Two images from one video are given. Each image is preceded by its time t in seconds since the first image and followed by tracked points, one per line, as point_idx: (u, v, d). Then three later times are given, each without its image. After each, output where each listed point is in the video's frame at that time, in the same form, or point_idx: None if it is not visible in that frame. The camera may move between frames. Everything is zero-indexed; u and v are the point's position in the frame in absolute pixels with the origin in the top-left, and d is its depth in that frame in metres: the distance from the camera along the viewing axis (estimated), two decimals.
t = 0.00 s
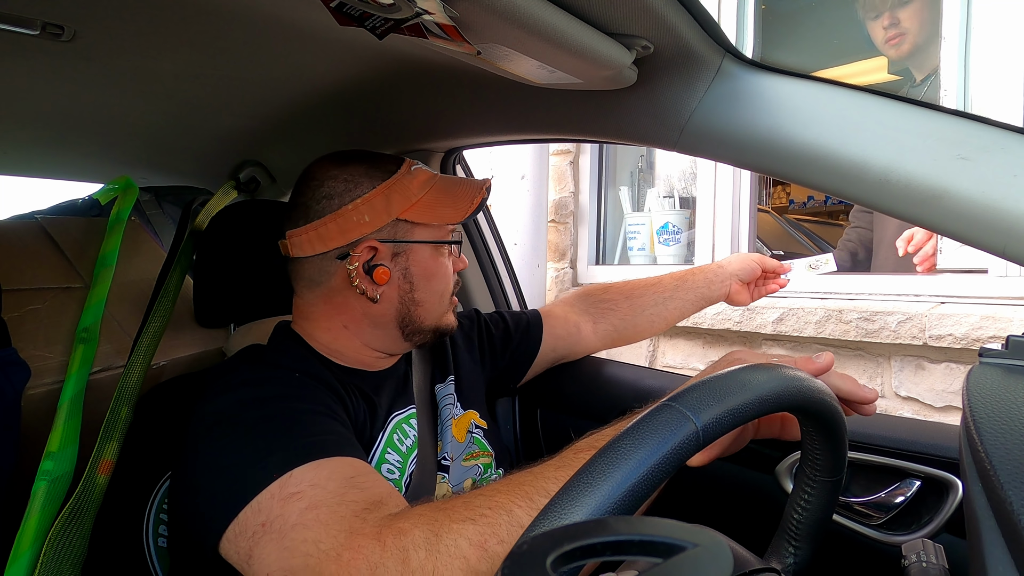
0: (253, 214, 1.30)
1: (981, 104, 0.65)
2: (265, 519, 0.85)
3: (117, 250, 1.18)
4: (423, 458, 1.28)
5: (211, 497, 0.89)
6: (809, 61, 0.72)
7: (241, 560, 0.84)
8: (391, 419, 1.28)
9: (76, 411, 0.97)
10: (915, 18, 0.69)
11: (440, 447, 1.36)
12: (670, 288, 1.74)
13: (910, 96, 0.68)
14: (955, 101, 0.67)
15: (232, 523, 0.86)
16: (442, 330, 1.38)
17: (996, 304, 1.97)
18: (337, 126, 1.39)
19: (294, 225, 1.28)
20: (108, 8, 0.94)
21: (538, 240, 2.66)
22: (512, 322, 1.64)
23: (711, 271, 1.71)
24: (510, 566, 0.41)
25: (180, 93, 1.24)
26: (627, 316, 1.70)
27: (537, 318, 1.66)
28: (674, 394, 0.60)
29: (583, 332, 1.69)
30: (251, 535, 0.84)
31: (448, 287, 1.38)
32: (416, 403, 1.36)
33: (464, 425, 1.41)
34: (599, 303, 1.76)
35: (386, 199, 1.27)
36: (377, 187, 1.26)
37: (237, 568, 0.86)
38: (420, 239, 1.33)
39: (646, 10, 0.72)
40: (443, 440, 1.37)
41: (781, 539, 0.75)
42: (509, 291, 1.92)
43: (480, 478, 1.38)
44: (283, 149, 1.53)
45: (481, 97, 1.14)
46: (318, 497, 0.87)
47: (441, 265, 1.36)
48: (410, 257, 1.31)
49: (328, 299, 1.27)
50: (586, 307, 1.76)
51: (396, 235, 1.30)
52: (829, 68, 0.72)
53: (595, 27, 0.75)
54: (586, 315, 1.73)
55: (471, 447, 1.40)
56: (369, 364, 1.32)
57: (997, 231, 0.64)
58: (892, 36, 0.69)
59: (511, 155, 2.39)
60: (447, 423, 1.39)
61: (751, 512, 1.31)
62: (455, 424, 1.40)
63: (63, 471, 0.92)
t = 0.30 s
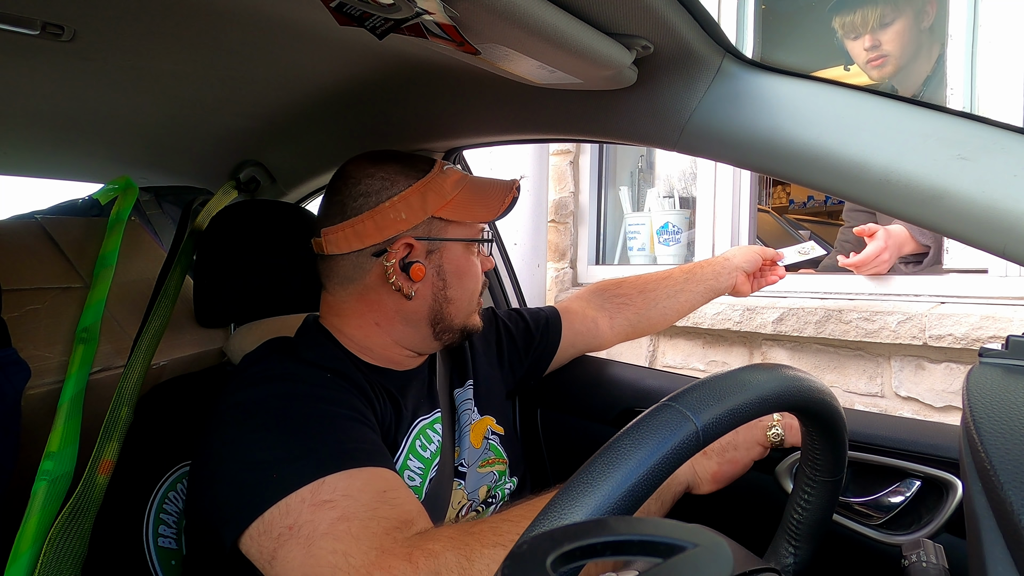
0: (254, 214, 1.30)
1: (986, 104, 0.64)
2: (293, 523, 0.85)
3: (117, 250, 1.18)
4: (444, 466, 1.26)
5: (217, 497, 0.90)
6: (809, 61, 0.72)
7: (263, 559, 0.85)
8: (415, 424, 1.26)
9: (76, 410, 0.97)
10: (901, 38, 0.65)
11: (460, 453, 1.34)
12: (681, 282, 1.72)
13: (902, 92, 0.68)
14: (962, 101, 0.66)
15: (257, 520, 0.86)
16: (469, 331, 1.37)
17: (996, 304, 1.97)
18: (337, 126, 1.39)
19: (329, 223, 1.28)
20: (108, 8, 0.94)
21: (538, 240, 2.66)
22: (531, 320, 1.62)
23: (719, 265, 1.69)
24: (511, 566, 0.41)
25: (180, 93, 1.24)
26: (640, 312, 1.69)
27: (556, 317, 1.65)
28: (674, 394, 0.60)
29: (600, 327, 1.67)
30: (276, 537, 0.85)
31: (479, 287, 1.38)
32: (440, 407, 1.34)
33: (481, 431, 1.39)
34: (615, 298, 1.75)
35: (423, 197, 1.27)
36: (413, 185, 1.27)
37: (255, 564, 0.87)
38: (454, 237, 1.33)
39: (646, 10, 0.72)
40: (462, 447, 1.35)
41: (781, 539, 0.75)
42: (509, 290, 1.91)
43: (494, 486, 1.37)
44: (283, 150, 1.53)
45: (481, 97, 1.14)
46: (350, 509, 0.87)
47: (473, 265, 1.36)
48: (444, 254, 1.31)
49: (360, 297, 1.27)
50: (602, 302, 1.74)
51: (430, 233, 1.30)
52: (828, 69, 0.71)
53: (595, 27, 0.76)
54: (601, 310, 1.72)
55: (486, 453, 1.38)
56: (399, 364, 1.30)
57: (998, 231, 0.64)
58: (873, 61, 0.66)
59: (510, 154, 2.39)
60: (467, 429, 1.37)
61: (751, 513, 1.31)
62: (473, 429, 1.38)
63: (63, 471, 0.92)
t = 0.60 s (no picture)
0: (254, 214, 1.30)
1: (986, 104, 0.64)
2: (294, 522, 0.85)
3: (117, 250, 1.18)
4: (451, 467, 1.25)
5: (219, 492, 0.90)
6: (807, 61, 0.71)
7: (260, 555, 0.85)
8: (424, 425, 1.26)
9: (76, 410, 0.97)
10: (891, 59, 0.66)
11: (467, 455, 1.34)
12: (687, 282, 1.71)
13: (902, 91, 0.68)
14: (959, 101, 0.65)
15: (258, 514, 0.86)
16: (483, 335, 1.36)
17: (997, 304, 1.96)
18: (337, 126, 1.39)
19: (351, 223, 1.29)
20: (107, 8, 0.94)
21: (538, 240, 2.66)
22: (543, 319, 1.61)
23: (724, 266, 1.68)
24: (511, 565, 0.41)
25: (180, 93, 1.24)
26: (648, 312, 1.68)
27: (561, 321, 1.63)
28: (674, 394, 0.60)
29: (606, 327, 1.67)
30: (276, 535, 0.84)
31: (495, 292, 1.37)
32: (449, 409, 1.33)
33: (487, 434, 1.38)
34: (623, 298, 1.74)
35: (443, 201, 1.27)
36: (433, 189, 1.26)
37: (250, 557, 0.87)
38: (473, 241, 1.32)
39: (646, 10, 0.72)
40: (468, 449, 1.34)
41: (781, 539, 0.74)
42: (509, 291, 1.91)
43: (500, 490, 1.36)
44: (283, 150, 1.53)
45: (480, 97, 1.14)
46: (353, 517, 0.87)
47: (490, 269, 1.36)
48: (463, 258, 1.30)
49: (377, 297, 1.26)
50: (610, 301, 1.74)
51: (449, 236, 1.29)
52: (826, 69, 0.70)
53: (595, 27, 0.76)
54: (608, 309, 1.72)
55: (493, 456, 1.37)
56: (412, 364, 1.30)
57: (997, 231, 0.64)
58: (866, 79, 0.68)
59: (510, 154, 2.38)
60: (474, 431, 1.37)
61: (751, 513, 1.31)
62: (480, 432, 1.37)
63: (64, 470, 0.92)
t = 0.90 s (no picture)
0: (253, 214, 1.30)
1: (980, 104, 0.64)
2: (253, 542, 0.85)
3: (116, 250, 1.18)
4: (433, 456, 1.23)
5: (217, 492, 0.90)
6: (806, 61, 0.72)
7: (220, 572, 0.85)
8: (400, 417, 1.25)
9: (76, 410, 0.97)
10: (889, 57, 0.66)
11: (454, 446, 1.33)
12: (672, 280, 1.67)
13: (897, 91, 0.68)
14: (954, 101, 0.65)
15: (218, 532, 0.86)
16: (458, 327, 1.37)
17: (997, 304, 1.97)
18: (336, 126, 1.39)
19: (318, 220, 1.28)
20: (107, 7, 0.94)
21: (538, 240, 2.66)
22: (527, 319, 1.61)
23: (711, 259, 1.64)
24: (510, 565, 0.41)
25: (180, 93, 1.24)
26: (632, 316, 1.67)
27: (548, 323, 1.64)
28: (674, 393, 0.60)
29: (588, 332, 1.67)
30: (235, 553, 0.84)
31: (466, 282, 1.38)
32: (428, 400, 1.32)
33: (475, 425, 1.38)
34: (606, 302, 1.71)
35: (408, 192, 1.27)
36: (398, 180, 1.26)
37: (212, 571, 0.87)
38: (440, 231, 1.32)
39: (647, 10, 0.72)
40: (456, 440, 1.34)
41: (781, 539, 0.74)
42: (509, 291, 1.91)
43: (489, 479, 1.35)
44: (283, 150, 1.53)
45: (480, 97, 1.14)
46: (312, 539, 0.87)
47: (460, 260, 1.36)
48: (431, 249, 1.31)
49: (348, 292, 1.27)
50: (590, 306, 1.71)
51: (416, 228, 1.29)
52: (826, 69, 0.71)
53: (595, 27, 0.76)
54: (591, 319, 1.69)
55: (480, 448, 1.37)
56: (388, 360, 1.30)
57: (997, 231, 0.64)
58: (862, 78, 0.68)
59: (510, 155, 2.38)
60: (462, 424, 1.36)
61: (751, 513, 1.31)
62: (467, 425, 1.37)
63: (64, 471, 0.92)
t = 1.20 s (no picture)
0: (252, 215, 1.30)
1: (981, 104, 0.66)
2: (241, 538, 0.85)
3: (117, 250, 1.18)
4: (418, 451, 1.24)
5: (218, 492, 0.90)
6: (808, 61, 0.72)
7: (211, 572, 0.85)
8: (383, 414, 1.26)
9: (76, 410, 0.97)
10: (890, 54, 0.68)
11: (441, 444, 1.33)
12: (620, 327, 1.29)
13: (901, 91, 0.69)
14: (955, 101, 0.67)
15: (205, 532, 0.86)
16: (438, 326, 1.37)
17: (997, 304, 1.96)
18: (337, 126, 1.39)
19: (291, 223, 1.28)
20: (107, 8, 0.94)
21: (538, 240, 2.65)
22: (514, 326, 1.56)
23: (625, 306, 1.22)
24: (510, 566, 0.41)
25: (180, 93, 1.24)
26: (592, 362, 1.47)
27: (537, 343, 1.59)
28: (674, 393, 0.60)
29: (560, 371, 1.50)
30: (223, 552, 0.84)
31: (443, 281, 1.39)
32: (411, 399, 1.33)
33: (464, 423, 1.38)
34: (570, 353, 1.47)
35: (377, 190, 1.28)
36: (367, 179, 1.28)
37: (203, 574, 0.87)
38: (412, 229, 1.33)
39: (646, 10, 0.72)
40: (443, 437, 1.34)
41: (780, 539, 0.74)
42: (509, 290, 1.91)
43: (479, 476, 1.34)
44: (283, 150, 1.53)
45: (481, 97, 1.14)
46: (299, 532, 0.87)
47: (435, 257, 1.37)
48: (404, 247, 1.32)
49: (326, 293, 1.28)
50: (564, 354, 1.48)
51: (389, 226, 1.31)
52: (828, 68, 0.71)
53: (595, 27, 0.76)
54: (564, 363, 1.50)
55: (470, 446, 1.36)
56: (366, 360, 1.30)
57: (998, 232, 0.64)
58: (865, 77, 0.69)
59: (510, 154, 2.38)
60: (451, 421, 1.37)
61: (751, 513, 1.31)
62: (457, 422, 1.37)
63: (63, 471, 0.92)
